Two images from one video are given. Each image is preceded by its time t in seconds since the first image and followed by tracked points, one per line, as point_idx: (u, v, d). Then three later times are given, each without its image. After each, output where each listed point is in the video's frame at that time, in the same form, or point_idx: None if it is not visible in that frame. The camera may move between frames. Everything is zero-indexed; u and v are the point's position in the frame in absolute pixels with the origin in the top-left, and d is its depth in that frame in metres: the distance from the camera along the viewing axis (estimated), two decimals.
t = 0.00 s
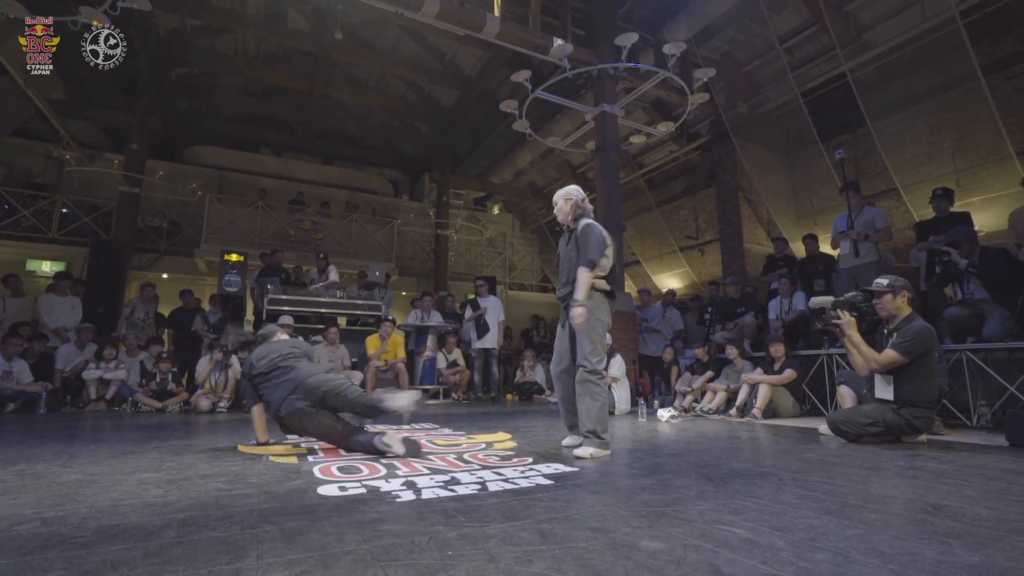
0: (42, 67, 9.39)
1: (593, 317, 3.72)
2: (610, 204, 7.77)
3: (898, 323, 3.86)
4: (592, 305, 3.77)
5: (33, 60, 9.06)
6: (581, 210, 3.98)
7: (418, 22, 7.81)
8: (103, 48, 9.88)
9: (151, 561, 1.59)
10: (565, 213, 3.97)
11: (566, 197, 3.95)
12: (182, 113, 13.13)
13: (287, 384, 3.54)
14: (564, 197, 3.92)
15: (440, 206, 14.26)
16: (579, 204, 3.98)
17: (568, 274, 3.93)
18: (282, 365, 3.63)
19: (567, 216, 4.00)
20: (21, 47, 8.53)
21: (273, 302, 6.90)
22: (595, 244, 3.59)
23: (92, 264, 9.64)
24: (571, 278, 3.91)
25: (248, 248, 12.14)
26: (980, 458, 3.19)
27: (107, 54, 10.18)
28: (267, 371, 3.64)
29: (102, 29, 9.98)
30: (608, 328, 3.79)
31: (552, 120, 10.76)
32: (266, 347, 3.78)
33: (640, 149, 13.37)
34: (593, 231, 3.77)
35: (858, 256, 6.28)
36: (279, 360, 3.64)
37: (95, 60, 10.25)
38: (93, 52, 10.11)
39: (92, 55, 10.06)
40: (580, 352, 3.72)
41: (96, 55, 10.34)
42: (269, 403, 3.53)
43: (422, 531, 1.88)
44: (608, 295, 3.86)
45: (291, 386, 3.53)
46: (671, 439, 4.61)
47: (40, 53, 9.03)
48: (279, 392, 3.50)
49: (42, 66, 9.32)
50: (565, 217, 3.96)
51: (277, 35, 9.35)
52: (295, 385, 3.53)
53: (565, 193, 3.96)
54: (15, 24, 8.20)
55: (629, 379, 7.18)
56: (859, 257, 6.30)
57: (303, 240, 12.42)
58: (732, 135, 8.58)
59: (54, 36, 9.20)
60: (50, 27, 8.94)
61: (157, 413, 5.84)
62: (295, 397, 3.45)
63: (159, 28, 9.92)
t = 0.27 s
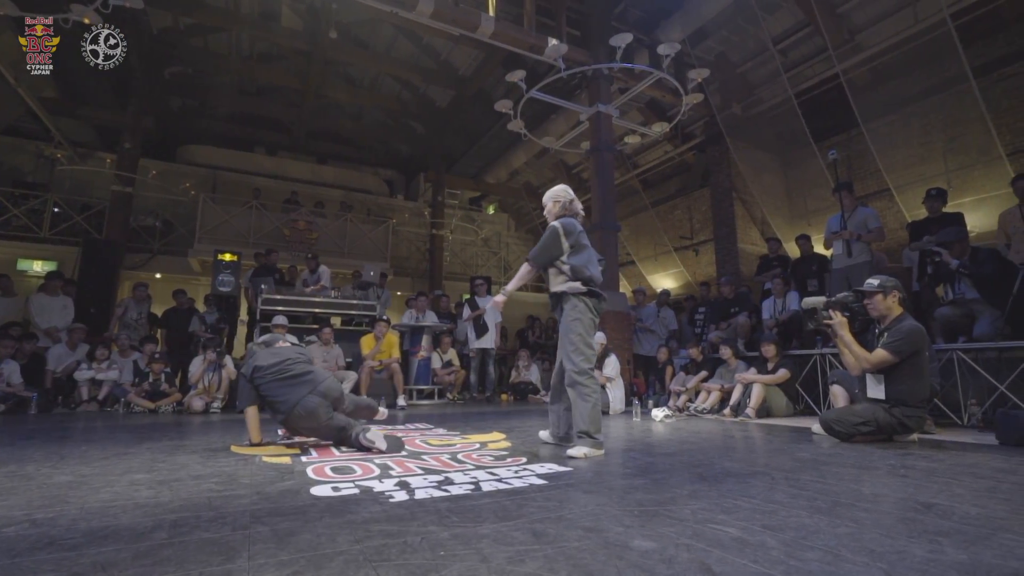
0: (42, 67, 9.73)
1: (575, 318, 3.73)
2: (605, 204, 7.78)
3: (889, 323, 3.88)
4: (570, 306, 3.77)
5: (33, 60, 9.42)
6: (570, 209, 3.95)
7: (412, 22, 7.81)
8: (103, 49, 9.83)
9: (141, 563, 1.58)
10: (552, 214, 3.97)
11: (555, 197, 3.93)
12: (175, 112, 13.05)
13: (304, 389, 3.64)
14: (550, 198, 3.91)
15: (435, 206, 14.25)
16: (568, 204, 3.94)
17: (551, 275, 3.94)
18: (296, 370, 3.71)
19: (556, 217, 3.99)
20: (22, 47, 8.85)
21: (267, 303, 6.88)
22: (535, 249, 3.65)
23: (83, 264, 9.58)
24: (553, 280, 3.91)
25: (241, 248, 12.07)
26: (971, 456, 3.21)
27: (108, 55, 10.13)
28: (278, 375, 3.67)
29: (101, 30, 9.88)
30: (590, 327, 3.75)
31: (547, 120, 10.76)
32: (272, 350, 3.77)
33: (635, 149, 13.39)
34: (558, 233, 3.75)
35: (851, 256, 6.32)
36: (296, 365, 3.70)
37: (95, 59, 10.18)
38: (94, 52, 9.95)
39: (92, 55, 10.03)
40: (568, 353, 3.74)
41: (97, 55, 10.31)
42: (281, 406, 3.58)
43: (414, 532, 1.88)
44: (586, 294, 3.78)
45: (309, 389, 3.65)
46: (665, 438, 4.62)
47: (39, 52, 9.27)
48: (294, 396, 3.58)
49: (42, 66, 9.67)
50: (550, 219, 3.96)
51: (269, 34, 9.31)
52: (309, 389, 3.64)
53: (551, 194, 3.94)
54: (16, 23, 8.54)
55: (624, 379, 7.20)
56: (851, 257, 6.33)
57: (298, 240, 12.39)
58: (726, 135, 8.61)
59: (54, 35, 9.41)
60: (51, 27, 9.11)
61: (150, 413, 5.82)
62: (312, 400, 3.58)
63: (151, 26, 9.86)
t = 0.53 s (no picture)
0: (43, 69, 9.82)
1: (552, 324, 3.78)
2: (601, 204, 7.79)
3: (881, 323, 3.90)
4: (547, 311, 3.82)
5: (34, 61, 9.46)
6: (560, 216, 3.95)
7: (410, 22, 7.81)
8: (102, 49, 9.82)
9: (132, 563, 1.58)
10: (543, 221, 3.98)
11: (546, 205, 3.95)
12: (171, 112, 13.02)
13: (309, 384, 3.65)
14: (541, 206, 3.94)
15: (432, 206, 14.26)
16: (559, 212, 3.94)
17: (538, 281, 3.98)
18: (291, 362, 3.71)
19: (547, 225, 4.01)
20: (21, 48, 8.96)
21: (263, 303, 6.87)
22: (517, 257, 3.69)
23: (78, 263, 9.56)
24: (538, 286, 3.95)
25: (237, 248, 12.05)
26: (963, 456, 3.22)
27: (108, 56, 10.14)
28: (282, 370, 3.65)
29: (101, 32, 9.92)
30: (566, 332, 3.78)
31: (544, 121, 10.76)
32: (271, 345, 3.74)
33: (633, 149, 13.40)
34: (541, 241, 3.76)
35: (846, 256, 6.34)
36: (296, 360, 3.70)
37: (96, 60, 10.18)
38: (94, 52, 9.96)
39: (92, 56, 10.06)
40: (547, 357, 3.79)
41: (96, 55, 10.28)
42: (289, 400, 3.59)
43: (406, 532, 1.89)
44: (565, 301, 3.80)
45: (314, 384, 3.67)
46: (660, 438, 4.63)
47: (38, 52, 9.34)
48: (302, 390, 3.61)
49: (42, 68, 9.76)
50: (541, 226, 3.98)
51: (266, 33, 9.30)
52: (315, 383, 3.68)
53: (543, 202, 3.95)
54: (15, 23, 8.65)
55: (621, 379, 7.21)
56: (846, 257, 6.36)
57: (295, 240, 12.39)
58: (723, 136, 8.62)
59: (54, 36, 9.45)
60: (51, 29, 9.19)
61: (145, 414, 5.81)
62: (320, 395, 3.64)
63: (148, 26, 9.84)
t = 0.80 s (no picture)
0: (43, 67, 9.90)
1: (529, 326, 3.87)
2: (598, 204, 7.81)
3: (874, 323, 3.91)
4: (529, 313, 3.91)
5: (34, 61, 9.57)
6: (552, 223, 4.00)
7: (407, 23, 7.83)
8: (103, 49, 9.90)
9: (121, 563, 1.59)
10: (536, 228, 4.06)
11: (538, 212, 4.01)
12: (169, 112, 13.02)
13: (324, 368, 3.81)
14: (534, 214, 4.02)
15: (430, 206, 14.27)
16: (549, 219, 4.00)
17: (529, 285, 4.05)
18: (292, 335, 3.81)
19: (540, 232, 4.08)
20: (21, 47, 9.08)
21: (260, 303, 6.87)
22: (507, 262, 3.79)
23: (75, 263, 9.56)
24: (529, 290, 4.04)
25: (235, 248, 12.05)
26: (956, 456, 3.23)
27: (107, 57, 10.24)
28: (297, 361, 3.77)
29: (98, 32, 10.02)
30: (542, 335, 3.84)
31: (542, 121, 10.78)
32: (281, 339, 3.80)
33: (631, 150, 13.41)
34: (529, 246, 3.85)
35: (841, 257, 6.35)
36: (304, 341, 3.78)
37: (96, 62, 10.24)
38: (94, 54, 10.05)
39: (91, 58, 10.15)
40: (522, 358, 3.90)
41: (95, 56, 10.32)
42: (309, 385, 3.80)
43: (396, 532, 1.89)
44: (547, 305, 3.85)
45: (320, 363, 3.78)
46: (656, 438, 4.64)
47: (39, 53, 9.44)
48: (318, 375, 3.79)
49: (44, 67, 9.87)
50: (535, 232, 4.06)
51: (264, 33, 9.31)
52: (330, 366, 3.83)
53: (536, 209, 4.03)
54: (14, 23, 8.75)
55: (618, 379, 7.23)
56: (842, 258, 6.37)
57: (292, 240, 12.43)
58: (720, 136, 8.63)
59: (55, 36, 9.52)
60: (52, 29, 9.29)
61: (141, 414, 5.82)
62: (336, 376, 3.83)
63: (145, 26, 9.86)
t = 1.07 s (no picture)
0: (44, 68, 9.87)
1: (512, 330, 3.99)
2: (596, 204, 7.80)
3: (868, 324, 3.91)
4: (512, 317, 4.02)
5: (34, 61, 9.54)
6: (539, 229, 4.05)
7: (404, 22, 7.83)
8: (103, 49, 9.87)
9: (109, 564, 1.59)
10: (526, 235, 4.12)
11: (527, 220, 4.10)
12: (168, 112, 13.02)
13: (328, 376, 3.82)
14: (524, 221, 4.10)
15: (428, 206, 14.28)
16: (535, 225, 4.05)
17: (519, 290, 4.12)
18: (292, 336, 3.86)
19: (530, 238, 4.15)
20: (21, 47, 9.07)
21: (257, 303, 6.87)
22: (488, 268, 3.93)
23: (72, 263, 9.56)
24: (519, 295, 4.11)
25: (233, 248, 12.06)
26: (949, 455, 3.23)
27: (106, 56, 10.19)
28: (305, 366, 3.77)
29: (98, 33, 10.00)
30: (522, 339, 3.93)
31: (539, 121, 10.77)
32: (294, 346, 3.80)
33: (629, 150, 13.41)
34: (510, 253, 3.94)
35: (838, 257, 6.35)
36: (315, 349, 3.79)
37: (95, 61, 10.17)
38: (92, 52, 9.96)
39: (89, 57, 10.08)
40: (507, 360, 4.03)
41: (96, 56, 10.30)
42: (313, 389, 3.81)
43: (386, 531, 1.89)
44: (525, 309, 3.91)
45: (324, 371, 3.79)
46: (651, 438, 4.64)
47: (39, 53, 9.41)
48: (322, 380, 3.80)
49: (44, 67, 9.84)
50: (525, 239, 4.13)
51: (262, 34, 9.31)
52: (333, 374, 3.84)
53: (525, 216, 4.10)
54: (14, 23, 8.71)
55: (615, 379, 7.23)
56: (838, 257, 6.37)
57: (290, 239, 12.44)
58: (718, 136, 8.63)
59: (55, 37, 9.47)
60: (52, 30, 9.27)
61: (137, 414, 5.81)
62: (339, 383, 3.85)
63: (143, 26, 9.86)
